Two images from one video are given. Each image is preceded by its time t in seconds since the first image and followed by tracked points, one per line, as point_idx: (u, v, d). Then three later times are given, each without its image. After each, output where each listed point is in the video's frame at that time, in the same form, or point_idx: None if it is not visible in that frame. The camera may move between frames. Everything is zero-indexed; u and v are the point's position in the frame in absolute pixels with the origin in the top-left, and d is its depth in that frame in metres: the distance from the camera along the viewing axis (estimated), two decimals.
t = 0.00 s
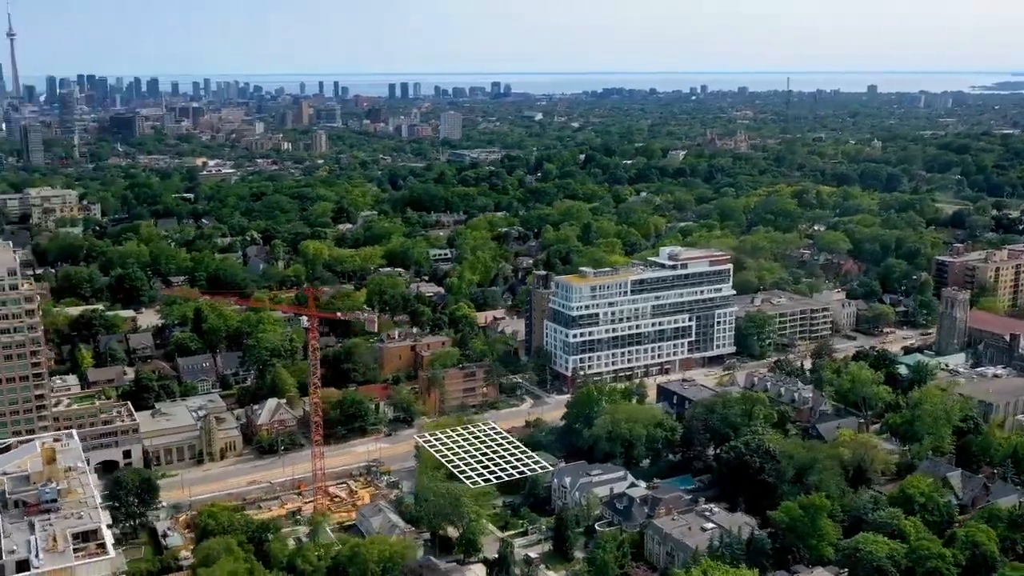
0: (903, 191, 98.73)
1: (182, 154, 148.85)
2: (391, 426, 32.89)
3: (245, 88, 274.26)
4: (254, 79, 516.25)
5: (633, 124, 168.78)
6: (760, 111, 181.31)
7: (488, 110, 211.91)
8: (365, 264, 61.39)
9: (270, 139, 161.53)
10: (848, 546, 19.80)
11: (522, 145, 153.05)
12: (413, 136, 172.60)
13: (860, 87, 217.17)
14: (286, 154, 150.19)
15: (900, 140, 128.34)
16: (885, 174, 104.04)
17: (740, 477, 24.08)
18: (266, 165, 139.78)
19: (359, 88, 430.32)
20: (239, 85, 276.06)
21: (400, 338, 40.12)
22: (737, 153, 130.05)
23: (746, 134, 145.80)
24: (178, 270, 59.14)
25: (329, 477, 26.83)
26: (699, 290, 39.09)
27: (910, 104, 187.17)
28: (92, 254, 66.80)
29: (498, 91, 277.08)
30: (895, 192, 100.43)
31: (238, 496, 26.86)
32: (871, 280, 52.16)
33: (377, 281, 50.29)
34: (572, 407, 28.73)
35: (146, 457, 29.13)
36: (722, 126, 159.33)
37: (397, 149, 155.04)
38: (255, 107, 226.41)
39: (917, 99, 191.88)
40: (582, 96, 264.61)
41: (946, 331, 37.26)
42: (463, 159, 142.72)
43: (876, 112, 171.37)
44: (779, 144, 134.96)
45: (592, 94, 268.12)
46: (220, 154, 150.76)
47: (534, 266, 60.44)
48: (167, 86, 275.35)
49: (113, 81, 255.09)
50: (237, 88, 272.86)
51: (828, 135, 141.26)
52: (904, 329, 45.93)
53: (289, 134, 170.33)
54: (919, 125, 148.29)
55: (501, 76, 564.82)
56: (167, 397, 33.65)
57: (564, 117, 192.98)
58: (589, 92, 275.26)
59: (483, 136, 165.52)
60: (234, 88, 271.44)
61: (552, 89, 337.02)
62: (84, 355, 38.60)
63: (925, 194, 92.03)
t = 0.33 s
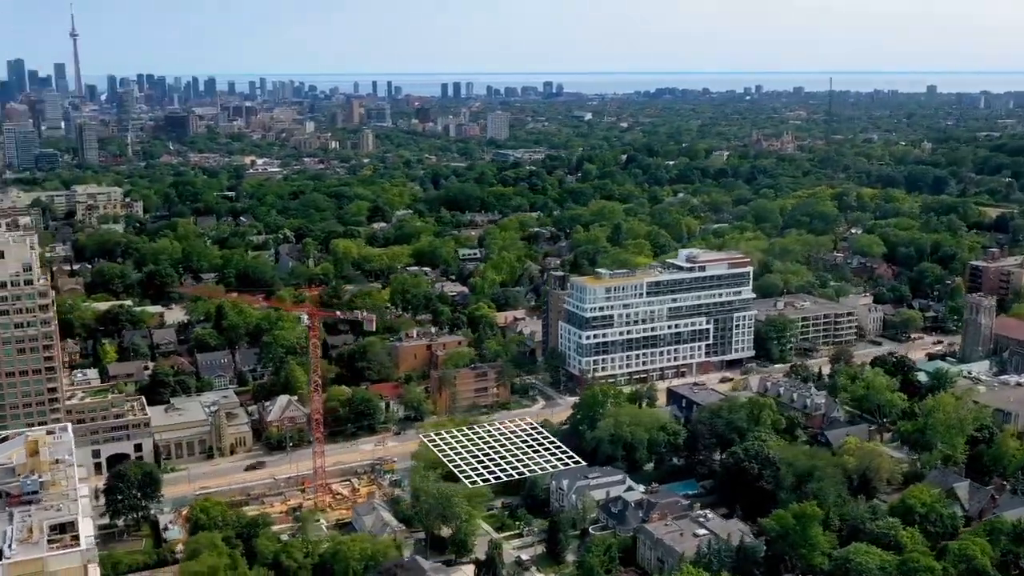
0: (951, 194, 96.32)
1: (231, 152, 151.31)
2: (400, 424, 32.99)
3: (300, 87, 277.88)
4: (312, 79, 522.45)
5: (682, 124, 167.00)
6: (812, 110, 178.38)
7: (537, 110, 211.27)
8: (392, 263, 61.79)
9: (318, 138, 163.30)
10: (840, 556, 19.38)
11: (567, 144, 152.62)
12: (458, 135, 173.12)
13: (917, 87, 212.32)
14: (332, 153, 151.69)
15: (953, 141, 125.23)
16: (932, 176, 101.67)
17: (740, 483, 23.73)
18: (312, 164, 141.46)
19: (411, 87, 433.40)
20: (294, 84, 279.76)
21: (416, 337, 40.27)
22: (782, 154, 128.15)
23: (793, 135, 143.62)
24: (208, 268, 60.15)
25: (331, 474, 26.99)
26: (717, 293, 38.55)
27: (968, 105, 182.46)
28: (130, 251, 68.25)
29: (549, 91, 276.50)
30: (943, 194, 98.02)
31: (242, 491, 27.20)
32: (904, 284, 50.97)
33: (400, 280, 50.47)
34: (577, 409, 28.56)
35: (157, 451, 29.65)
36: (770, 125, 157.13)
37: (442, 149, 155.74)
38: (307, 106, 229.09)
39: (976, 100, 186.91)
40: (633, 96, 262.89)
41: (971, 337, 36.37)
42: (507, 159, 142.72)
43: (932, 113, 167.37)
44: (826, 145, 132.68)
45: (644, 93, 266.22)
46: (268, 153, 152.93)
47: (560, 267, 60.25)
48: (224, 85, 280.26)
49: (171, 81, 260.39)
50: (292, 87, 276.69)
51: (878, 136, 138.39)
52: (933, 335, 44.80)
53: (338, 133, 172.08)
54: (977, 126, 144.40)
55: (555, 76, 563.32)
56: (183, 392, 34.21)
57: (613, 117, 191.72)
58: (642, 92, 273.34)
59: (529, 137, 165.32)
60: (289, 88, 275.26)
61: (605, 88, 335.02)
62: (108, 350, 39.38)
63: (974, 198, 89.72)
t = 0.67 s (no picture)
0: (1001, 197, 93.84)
1: (280, 151, 153.52)
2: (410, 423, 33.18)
3: (353, 86, 280.85)
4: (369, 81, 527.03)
5: (732, 124, 165.08)
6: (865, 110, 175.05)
7: (588, 110, 210.36)
8: (420, 262, 62.11)
9: (366, 138, 164.52)
10: (830, 565, 19.06)
11: (614, 144, 151.36)
12: (505, 135, 173.06)
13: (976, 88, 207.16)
14: (379, 152, 153.00)
15: (1007, 143, 121.94)
16: (982, 177, 99.19)
17: (739, 487, 23.46)
18: (358, 163, 142.53)
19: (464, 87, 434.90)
20: (347, 83, 282.78)
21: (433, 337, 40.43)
22: (827, 155, 126.11)
23: (841, 135, 141.11)
24: (239, 265, 61.13)
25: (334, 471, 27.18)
26: (735, 296, 37.99)
27: None
28: (166, 247, 69.62)
29: (602, 91, 275.26)
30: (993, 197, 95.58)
31: (248, 486, 27.55)
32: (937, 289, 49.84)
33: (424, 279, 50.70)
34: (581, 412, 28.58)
35: (169, 445, 30.20)
36: (820, 126, 154.64)
37: (487, 148, 156.09)
38: (358, 105, 231.46)
39: None
40: (686, 95, 260.47)
41: (996, 344, 35.42)
42: (551, 159, 142.39)
43: (989, 114, 163.16)
44: (875, 147, 130.20)
45: (696, 94, 263.74)
46: (315, 152, 154.83)
47: (587, 268, 60.04)
48: (279, 85, 284.48)
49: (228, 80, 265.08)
50: (346, 87, 279.85)
51: (930, 137, 135.38)
52: (962, 341, 43.75)
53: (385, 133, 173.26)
54: None
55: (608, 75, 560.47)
56: (199, 387, 34.82)
57: (663, 117, 190.11)
58: (695, 92, 270.75)
59: (576, 137, 164.61)
60: (343, 87, 278.42)
61: (658, 88, 332.16)
62: (133, 346, 40.33)
63: None
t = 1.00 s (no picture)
0: None
1: (326, 150, 155.22)
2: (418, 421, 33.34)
3: (405, 86, 282.86)
4: (423, 82, 529.41)
5: (781, 124, 162.70)
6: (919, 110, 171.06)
7: (637, 110, 208.77)
8: (446, 261, 62.32)
9: (411, 137, 165.39)
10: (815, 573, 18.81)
11: (658, 144, 149.94)
12: (551, 135, 172.09)
13: None
14: (424, 151, 153.83)
15: None
16: None
17: (734, 493, 23.16)
18: (401, 162, 143.29)
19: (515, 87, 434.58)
20: (399, 82, 284.96)
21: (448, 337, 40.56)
22: (873, 156, 123.66)
23: (889, 136, 138.17)
24: (268, 262, 61.89)
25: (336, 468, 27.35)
26: (753, 299, 37.43)
27: None
28: (201, 244, 70.81)
29: (653, 91, 273.30)
30: None
31: (253, 481, 27.90)
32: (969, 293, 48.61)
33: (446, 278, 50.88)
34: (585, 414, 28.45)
35: (180, 439, 30.70)
36: (869, 126, 151.61)
37: (530, 148, 155.84)
38: (406, 105, 232.85)
39: None
40: (739, 95, 257.18)
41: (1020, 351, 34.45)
42: (593, 159, 141.76)
43: None
44: (925, 148, 127.28)
45: (749, 94, 260.45)
46: (361, 151, 156.16)
47: (613, 268, 59.66)
48: (332, 85, 287.78)
49: (282, 80, 268.90)
50: (397, 86, 281.78)
51: (982, 139, 131.89)
52: (990, 348, 42.63)
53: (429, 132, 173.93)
54: None
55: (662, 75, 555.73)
56: (213, 382, 35.39)
57: (713, 116, 187.98)
58: (748, 92, 267.38)
59: (621, 137, 163.46)
60: (395, 86, 280.56)
61: (711, 87, 328.41)
62: (155, 341, 41.08)
63: None
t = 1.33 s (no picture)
0: None
1: (371, 149, 156.50)
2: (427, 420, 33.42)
3: (455, 85, 284.04)
4: (475, 82, 531.36)
5: (830, 126, 159.87)
6: (974, 111, 166.87)
7: (686, 111, 206.75)
8: (471, 261, 62.37)
9: (456, 137, 165.79)
10: None
11: (702, 145, 148.46)
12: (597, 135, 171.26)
13: None
14: (467, 151, 154.27)
15: None
16: None
17: (728, 498, 22.87)
18: (443, 162, 143.71)
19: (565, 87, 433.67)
20: (450, 82, 286.27)
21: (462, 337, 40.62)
22: (921, 158, 120.97)
23: (939, 138, 135.10)
24: (295, 260, 62.57)
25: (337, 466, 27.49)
26: (769, 302, 36.88)
27: None
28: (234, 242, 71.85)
29: (705, 92, 270.84)
30: None
31: (257, 477, 28.21)
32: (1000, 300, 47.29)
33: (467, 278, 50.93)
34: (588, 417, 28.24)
35: (190, 434, 31.17)
36: (919, 128, 148.33)
37: (575, 148, 155.23)
38: (454, 105, 233.75)
39: None
40: (792, 96, 253.37)
41: None
42: (635, 159, 140.76)
43: None
44: (975, 150, 124.17)
45: (803, 94, 256.43)
46: (404, 150, 157.08)
47: (639, 270, 59.18)
48: (382, 84, 290.18)
49: (334, 79, 271.83)
50: (447, 87, 282.65)
51: None
52: (1018, 356, 41.45)
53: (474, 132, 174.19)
54: None
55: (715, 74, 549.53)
56: (227, 378, 35.91)
57: (762, 117, 185.67)
58: (801, 93, 263.44)
59: (665, 138, 162.06)
60: (445, 86, 281.85)
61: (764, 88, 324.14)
62: (176, 338, 41.81)
63: None
